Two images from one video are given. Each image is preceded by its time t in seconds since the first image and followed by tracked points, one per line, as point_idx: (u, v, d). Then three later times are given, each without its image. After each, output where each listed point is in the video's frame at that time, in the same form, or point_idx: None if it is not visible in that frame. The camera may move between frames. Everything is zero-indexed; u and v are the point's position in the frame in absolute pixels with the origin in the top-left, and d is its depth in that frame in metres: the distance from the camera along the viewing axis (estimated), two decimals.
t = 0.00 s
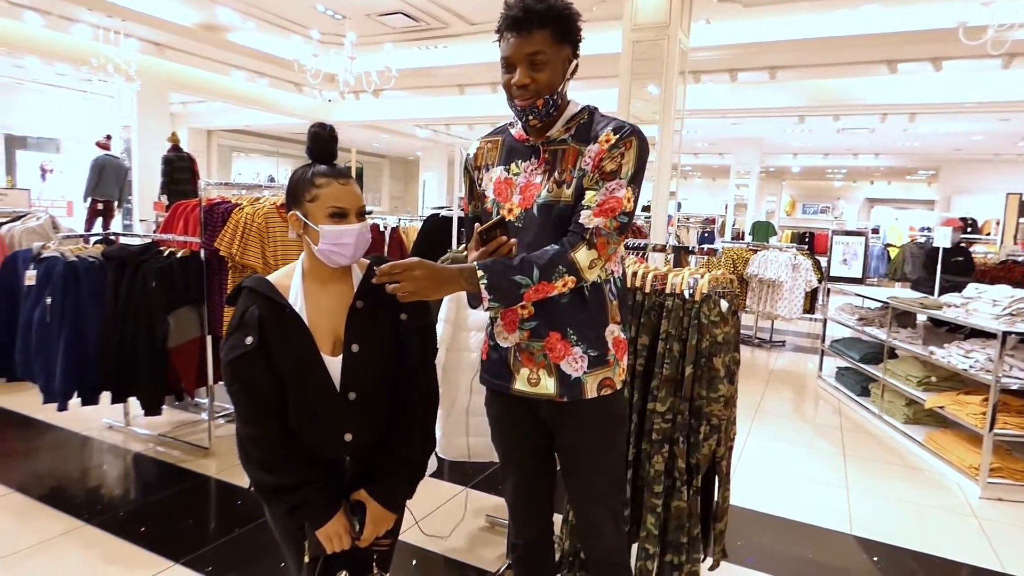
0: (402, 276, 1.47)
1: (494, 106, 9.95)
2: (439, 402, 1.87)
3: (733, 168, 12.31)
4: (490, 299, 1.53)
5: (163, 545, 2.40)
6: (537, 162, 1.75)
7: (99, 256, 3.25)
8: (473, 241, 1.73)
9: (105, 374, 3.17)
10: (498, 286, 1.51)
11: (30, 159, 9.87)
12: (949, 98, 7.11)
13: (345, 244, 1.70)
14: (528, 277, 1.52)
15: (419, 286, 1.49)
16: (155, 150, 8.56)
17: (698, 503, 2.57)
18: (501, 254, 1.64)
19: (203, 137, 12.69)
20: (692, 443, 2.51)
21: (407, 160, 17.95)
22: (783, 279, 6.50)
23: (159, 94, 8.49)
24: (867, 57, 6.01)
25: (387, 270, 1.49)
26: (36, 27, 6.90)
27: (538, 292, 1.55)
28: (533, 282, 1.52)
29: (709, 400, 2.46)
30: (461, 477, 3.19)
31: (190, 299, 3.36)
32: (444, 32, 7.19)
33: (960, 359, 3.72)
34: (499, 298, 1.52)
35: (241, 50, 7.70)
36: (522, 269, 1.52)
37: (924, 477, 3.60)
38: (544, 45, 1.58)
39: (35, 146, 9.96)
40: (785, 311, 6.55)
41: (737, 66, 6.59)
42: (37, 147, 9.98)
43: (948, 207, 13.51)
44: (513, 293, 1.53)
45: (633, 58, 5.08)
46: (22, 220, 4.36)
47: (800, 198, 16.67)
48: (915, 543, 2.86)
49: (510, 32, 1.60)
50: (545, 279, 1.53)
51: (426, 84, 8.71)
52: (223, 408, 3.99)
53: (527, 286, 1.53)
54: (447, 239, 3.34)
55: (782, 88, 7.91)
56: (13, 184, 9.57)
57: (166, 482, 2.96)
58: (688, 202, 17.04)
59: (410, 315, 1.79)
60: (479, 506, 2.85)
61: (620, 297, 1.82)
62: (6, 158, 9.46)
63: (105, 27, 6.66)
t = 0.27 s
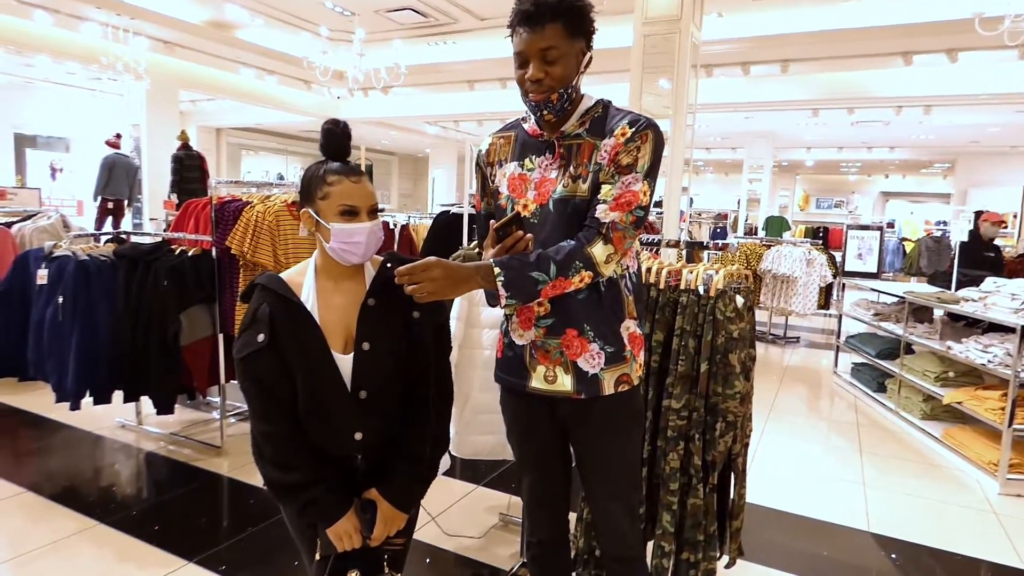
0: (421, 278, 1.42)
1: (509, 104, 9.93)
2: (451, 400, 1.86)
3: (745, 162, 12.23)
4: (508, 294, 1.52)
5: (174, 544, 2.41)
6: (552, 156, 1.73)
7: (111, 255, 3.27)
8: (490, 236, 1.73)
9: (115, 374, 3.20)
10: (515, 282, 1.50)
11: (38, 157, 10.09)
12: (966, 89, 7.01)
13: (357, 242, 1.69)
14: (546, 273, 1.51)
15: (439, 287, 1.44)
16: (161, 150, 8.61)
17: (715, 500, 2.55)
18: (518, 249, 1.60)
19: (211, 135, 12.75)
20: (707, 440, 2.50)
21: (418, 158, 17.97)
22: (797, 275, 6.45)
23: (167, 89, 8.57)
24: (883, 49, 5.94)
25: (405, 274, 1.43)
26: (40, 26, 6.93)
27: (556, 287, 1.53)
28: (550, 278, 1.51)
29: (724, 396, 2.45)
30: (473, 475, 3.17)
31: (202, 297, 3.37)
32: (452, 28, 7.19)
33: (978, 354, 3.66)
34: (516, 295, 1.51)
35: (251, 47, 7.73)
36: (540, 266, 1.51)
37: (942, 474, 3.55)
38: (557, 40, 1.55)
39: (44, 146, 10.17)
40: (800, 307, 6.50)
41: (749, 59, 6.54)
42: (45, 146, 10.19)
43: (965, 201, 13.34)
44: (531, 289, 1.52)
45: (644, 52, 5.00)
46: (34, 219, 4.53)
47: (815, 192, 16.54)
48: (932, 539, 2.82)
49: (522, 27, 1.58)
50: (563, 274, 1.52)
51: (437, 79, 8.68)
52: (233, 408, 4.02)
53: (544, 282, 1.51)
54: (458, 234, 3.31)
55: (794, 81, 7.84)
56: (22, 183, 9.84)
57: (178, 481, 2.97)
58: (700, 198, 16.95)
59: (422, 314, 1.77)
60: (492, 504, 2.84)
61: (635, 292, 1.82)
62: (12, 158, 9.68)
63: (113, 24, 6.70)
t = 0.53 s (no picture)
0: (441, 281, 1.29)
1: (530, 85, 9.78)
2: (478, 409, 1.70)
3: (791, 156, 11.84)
4: (536, 294, 1.36)
5: (171, 556, 2.34)
6: (587, 145, 1.58)
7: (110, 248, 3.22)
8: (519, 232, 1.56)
9: (115, 376, 3.14)
10: (544, 281, 1.35)
11: (34, 141, 10.11)
12: None
13: (374, 237, 1.55)
14: (578, 272, 1.37)
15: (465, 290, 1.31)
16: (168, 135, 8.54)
17: (756, 519, 2.38)
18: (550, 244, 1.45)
19: (220, 119, 12.82)
20: (748, 453, 2.32)
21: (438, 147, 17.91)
22: (847, 278, 6.18)
23: (171, 68, 8.47)
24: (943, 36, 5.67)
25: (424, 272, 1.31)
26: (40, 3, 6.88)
27: (591, 287, 1.39)
28: (582, 277, 1.37)
29: (768, 408, 2.26)
30: (495, 489, 3.02)
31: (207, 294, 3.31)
32: (483, 6, 7.03)
33: None
34: (546, 296, 1.36)
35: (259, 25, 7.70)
36: (571, 265, 1.37)
37: (1000, 492, 3.29)
38: (591, 19, 1.40)
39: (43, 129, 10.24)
40: (849, 312, 6.25)
41: (798, 45, 6.28)
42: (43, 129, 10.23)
43: None
44: (562, 289, 1.38)
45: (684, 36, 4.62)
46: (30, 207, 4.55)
47: (865, 189, 16.02)
48: (988, 563, 2.58)
49: (552, 5, 1.42)
50: (597, 272, 1.38)
51: (464, 64, 8.60)
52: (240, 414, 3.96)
53: (575, 281, 1.38)
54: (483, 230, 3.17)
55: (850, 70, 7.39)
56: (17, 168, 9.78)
57: (181, 488, 2.91)
58: (743, 194, 16.55)
59: (445, 314, 1.64)
60: (515, 520, 2.70)
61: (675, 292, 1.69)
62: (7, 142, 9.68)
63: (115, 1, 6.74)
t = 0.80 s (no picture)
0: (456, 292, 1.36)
1: (548, 73, 9.79)
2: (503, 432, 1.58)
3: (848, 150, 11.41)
4: (560, 304, 1.40)
5: None
6: (623, 143, 1.63)
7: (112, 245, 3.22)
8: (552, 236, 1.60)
9: (116, 377, 3.14)
10: (571, 289, 1.39)
11: (36, 130, 9.10)
12: None
13: (390, 241, 1.46)
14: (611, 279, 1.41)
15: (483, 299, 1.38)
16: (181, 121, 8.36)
17: (808, 549, 2.21)
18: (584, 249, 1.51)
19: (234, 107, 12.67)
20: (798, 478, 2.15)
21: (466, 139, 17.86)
22: (909, 281, 5.91)
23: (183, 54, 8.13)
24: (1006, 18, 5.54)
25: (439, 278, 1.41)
26: None
27: (621, 293, 1.42)
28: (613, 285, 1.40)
29: (821, 428, 2.10)
30: (525, 511, 2.87)
31: (214, 297, 3.30)
32: None
33: None
34: (572, 304, 1.39)
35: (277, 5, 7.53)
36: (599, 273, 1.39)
37: None
38: (628, 11, 1.46)
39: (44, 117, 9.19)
40: (910, 320, 5.96)
41: (858, 27, 6.01)
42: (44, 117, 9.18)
43: None
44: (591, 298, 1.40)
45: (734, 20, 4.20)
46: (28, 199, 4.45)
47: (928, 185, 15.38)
48: None
49: None
50: (629, 280, 1.39)
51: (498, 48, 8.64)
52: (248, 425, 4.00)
53: (605, 290, 1.41)
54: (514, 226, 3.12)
55: (913, 55, 7.10)
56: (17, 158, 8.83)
57: (183, 508, 2.94)
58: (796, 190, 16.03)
59: (468, 324, 1.52)
60: (542, 544, 2.56)
61: (720, 303, 1.61)
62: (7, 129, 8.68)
63: None
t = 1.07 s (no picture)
0: (494, 302, 1.33)
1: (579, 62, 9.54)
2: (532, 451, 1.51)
3: (914, 143, 10.99)
4: (599, 310, 1.38)
5: None
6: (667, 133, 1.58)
7: (112, 248, 3.24)
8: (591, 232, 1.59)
9: (114, 391, 3.14)
10: (608, 295, 1.38)
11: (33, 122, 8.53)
12: None
13: (408, 241, 1.42)
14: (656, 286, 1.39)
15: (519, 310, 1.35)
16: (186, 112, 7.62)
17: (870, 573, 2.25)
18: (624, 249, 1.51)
19: (247, 97, 11.87)
20: (858, 501, 2.19)
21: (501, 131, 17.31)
22: (981, 286, 5.95)
23: (193, 41, 7.67)
24: None
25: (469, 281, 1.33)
26: None
27: (669, 299, 1.41)
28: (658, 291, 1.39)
29: (883, 448, 2.11)
30: (561, 537, 2.82)
31: (222, 304, 3.27)
32: None
33: None
34: (612, 314, 1.39)
35: None
36: (643, 277, 1.38)
37: None
38: None
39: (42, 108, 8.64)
40: (983, 326, 6.01)
41: (924, 10, 5.76)
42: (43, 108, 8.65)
43: None
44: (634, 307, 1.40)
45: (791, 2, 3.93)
46: (23, 198, 4.45)
47: (1002, 180, 14.77)
48: None
49: None
50: (675, 286, 1.39)
51: (533, 34, 8.48)
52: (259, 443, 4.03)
53: (648, 297, 1.40)
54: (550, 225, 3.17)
55: (982, 41, 7.02)
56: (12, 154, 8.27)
57: (187, 532, 2.98)
58: (856, 187, 15.46)
59: (494, 336, 1.46)
60: None
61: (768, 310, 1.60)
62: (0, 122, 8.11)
63: None
